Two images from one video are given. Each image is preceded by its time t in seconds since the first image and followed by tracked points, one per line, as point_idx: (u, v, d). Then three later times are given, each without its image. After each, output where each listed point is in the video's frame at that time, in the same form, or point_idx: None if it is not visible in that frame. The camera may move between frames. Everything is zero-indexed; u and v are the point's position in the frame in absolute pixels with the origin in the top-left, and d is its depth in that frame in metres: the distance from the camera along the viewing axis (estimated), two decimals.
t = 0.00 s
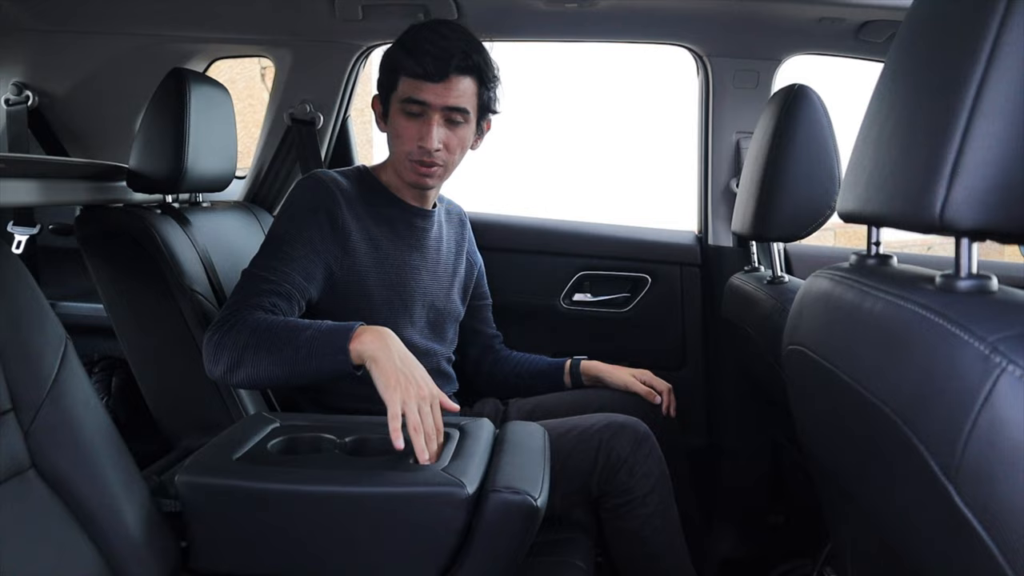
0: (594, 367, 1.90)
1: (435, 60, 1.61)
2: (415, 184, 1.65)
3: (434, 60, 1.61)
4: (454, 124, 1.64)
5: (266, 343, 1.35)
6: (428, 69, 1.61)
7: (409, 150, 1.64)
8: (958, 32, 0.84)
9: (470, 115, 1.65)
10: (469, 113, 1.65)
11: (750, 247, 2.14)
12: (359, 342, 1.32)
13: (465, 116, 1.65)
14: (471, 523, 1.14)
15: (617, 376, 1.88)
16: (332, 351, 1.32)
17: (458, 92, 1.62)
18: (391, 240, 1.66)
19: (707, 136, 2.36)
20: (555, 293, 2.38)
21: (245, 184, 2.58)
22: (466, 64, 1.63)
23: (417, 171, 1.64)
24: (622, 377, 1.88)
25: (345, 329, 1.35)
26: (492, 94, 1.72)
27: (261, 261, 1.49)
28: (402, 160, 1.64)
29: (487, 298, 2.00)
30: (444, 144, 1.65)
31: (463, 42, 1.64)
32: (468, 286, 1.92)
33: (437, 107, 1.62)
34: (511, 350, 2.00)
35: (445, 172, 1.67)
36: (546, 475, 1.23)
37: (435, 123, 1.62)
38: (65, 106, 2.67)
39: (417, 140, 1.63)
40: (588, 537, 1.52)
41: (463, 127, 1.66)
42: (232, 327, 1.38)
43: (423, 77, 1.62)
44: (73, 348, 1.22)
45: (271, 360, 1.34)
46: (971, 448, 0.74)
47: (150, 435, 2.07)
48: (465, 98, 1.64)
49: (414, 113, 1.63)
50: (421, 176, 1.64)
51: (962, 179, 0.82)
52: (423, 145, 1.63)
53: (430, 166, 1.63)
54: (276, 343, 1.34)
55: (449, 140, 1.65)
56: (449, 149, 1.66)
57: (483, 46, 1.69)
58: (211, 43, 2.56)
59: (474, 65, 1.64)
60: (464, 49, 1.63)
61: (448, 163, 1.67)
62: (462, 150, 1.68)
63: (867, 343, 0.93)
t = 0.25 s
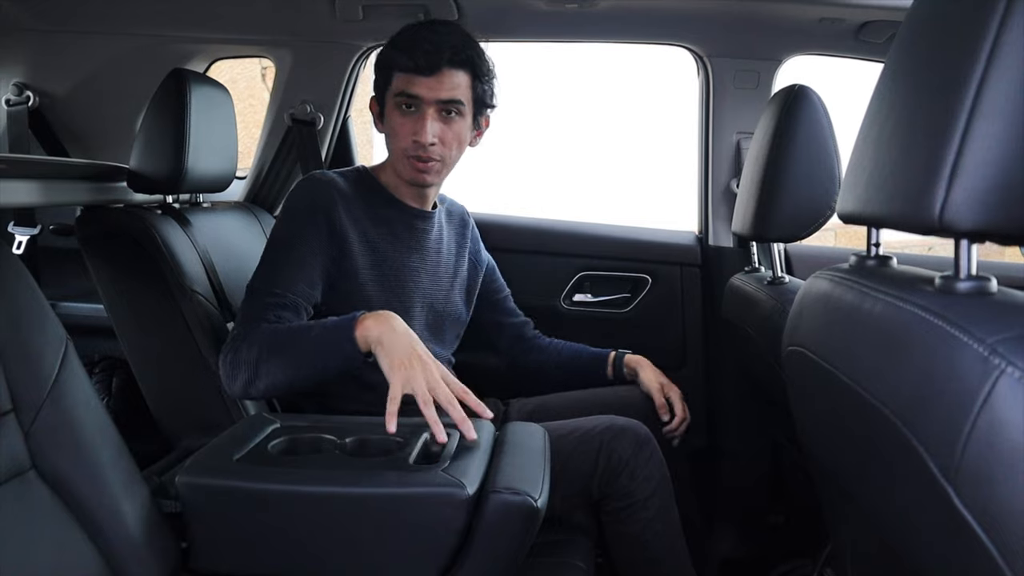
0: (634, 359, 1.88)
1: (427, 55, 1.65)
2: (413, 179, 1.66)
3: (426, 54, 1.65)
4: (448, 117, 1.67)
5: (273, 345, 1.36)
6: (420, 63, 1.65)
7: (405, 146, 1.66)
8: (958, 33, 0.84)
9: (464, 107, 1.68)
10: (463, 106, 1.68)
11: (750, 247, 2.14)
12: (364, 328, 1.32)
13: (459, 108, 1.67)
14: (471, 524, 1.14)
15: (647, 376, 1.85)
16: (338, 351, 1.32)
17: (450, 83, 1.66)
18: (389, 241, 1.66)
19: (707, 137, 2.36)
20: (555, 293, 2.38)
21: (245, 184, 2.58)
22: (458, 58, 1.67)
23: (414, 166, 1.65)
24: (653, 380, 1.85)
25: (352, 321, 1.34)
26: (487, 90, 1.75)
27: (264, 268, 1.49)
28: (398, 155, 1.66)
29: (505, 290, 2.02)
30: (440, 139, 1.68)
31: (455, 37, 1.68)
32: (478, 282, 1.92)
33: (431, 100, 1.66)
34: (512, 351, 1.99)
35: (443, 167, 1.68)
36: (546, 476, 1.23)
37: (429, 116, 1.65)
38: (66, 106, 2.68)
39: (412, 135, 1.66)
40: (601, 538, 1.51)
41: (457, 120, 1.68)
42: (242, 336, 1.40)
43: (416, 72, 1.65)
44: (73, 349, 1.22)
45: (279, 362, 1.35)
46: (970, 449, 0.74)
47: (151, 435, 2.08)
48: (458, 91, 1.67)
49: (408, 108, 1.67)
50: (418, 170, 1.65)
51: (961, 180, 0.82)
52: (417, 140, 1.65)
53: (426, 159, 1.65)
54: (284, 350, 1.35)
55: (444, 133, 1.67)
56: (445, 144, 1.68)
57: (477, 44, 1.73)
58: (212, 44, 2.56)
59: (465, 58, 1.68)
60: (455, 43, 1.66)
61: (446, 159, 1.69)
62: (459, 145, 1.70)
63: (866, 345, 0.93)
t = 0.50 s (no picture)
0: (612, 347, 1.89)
1: (415, 59, 1.62)
2: (402, 185, 1.64)
3: (416, 57, 1.61)
4: (438, 123, 1.65)
5: (286, 367, 1.35)
6: (410, 66, 1.61)
7: (394, 153, 1.63)
8: (959, 32, 0.84)
9: (453, 113, 1.66)
10: (452, 111, 1.65)
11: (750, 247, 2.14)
12: (384, 359, 1.36)
13: (449, 114, 1.65)
14: (471, 524, 1.14)
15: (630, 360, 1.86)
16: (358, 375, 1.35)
17: (441, 88, 1.63)
18: (380, 242, 1.63)
19: (707, 136, 2.37)
20: (555, 293, 2.38)
21: (245, 184, 2.58)
22: (447, 62, 1.63)
23: (404, 173, 1.63)
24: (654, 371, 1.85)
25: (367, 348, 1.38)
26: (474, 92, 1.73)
27: (258, 278, 1.47)
28: (386, 162, 1.64)
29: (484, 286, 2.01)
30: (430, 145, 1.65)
31: (444, 38, 1.64)
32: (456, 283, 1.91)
33: (420, 105, 1.63)
34: (508, 348, 1.98)
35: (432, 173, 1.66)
36: (546, 476, 1.23)
37: (418, 121, 1.63)
38: (66, 106, 2.68)
39: (401, 142, 1.63)
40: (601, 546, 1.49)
41: (448, 125, 1.66)
42: (244, 356, 1.38)
43: (405, 76, 1.62)
44: (73, 349, 1.22)
45: (294, 388, 1.35)
46: (971, 449, 0.74)
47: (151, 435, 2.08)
48: (448, 96, 1.64)
49: (398, 114, 1.64)
50: (407, 176, 1.63)
51: (962, 180, 0.82)
52: (407, 147, 1.63)
53: (415, 165, 1.63)
54: (298, 374, 1.35)
55: (434, 140, 1.65)
56: (435, 150, 1.66)
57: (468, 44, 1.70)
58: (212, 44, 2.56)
59: (454, 62, 1.64)
60: (445, 46, 1.63)
61: (436, 164, 1.67)
62: (448, 150, 1.68)
63: (867, 344, 0.93)
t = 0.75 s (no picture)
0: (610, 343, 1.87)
1: (406, 60, 1.57)
2: (399, 190, 1.61)
3: (408, 58, 1.57)
4: (431, 126, 1.60)
5: (283, 367, 1.36)
6: (401, 66, 1.57)
7: (385, 158, 1.60)
8: (959, 31, 0.84)
9: (448, 115, 1.60)
10: (448, 113, 1.60)
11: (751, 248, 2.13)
12: (381, 366, 1.36)
13: (441, 116, 1.59)
14: (470, 524, 1.14)
15: (624, 360, 1.83)
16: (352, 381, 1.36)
17: (434, 88, 1.58)
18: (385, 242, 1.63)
19: (708, 136, 2.36)
20: (556, 293, 2.38)
21: (245, 184, 2.58)
22: (439, 63, 1.58)
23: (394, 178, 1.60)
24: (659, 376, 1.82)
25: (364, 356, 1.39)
26: (477, 94, 1.67)
27: (258, 278, 1.47)
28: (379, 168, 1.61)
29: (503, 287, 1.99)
30: (422, 149, 1.60)
31: (439, 38, 1.59)
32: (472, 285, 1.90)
33: (412, 108, 1.58)
34: (507, 348, 1.98)
35: (428, 178, 1.62)
36: (545, 477, 1.22)
37: (412, 125, 1.59)
38: (67, 106, 2.68)
39: (392, 146, 1.59)
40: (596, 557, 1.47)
41: (441, 128, 1.60)
42: (240, 354, 1.38)
43: (396, 78, 1.57)
44: (72, 349, 1.22)
45: (287, 387, 1.36)
46: (971, 450, 0.74)
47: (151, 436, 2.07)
48: (441, 98, 1.59)
49: (389, 117, 1.60)
50: (402, 180, 1.60)
51: (961, 180, 0.81)
52: (397, 151, 1.59)
53: (410, 169, 1.59)
54: (295, 375, 1.36)
55: (429, 143, 1.61)
56: (427, 154, 1.61)
57: (468, 42, 1.64)
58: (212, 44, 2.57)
59: (448, 63, 1.59)
60: (438, 46, 1.58)
61: (429, 169, 1.62)
62: (444, 154, 1.63)
63: (866, 345, 0.93)
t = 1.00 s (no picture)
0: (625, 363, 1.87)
1: (499, 53, 1.76)
2: (476, 169, 1.68)
3: (499, 53, 1.76)
4: (515, 112, 1.74)
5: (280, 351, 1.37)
6: (494, 60, 1.75)
7: (473, 134, 1.71)
8: (965, 36, 0.84)
9: (532, 106, 1.76)
10: (532, 103, 1.76)
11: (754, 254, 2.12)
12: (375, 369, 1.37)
13: (527, 103, 1.75)
14: (475, 531, 1.14)
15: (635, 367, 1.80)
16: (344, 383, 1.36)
17: (521, 83, 1.75)
18: (446, 246, 1.68)
19: (710, 142, 2.38)
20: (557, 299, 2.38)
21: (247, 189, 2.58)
22: (529, 59, 1.77)
23: (480, 153, 1.69)
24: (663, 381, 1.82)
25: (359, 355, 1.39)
26: (557, 98, 1.85)
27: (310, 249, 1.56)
28: (467, 144, 1.71)
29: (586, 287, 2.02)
30: (507, 129, 1.72)
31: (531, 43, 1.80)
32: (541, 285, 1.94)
33: (501, 94, 1.74)
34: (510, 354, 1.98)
35: (507, 160, 1.70)
36: (550, 483, 1.22)
37: (499, 108, 1.72)
38: (68, 112, 2.68)
39: (481, 122, 1.71)
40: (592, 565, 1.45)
41: (526, 116, 1.75)
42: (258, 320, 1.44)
43: (490, 66, 1.75)
44: (75, 355, 1.21)
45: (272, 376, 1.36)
46: (980, 455, 0.74)
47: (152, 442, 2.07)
48: (528, 90, 1.76)
49: (480, 101, 1.74)
50: (482, 160, 1.68)
51: (968, 185, 0.81)
52: (484, 128, 1.70)
53: (491, 148, 1.69)
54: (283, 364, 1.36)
55: (511, 125, 1.72)
56: (511, 136, 1.72)
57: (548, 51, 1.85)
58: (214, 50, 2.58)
59: (538, 62, 1.78)
60: (533, 48, 1.78)
61: (510, 150, 1.72)
62: (524, 138, 1.74)
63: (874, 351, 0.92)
